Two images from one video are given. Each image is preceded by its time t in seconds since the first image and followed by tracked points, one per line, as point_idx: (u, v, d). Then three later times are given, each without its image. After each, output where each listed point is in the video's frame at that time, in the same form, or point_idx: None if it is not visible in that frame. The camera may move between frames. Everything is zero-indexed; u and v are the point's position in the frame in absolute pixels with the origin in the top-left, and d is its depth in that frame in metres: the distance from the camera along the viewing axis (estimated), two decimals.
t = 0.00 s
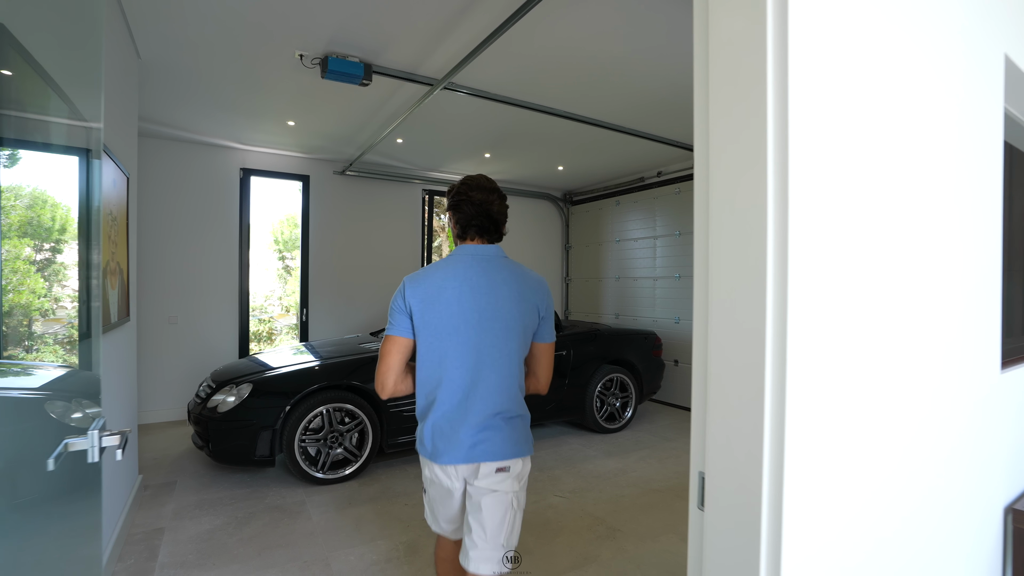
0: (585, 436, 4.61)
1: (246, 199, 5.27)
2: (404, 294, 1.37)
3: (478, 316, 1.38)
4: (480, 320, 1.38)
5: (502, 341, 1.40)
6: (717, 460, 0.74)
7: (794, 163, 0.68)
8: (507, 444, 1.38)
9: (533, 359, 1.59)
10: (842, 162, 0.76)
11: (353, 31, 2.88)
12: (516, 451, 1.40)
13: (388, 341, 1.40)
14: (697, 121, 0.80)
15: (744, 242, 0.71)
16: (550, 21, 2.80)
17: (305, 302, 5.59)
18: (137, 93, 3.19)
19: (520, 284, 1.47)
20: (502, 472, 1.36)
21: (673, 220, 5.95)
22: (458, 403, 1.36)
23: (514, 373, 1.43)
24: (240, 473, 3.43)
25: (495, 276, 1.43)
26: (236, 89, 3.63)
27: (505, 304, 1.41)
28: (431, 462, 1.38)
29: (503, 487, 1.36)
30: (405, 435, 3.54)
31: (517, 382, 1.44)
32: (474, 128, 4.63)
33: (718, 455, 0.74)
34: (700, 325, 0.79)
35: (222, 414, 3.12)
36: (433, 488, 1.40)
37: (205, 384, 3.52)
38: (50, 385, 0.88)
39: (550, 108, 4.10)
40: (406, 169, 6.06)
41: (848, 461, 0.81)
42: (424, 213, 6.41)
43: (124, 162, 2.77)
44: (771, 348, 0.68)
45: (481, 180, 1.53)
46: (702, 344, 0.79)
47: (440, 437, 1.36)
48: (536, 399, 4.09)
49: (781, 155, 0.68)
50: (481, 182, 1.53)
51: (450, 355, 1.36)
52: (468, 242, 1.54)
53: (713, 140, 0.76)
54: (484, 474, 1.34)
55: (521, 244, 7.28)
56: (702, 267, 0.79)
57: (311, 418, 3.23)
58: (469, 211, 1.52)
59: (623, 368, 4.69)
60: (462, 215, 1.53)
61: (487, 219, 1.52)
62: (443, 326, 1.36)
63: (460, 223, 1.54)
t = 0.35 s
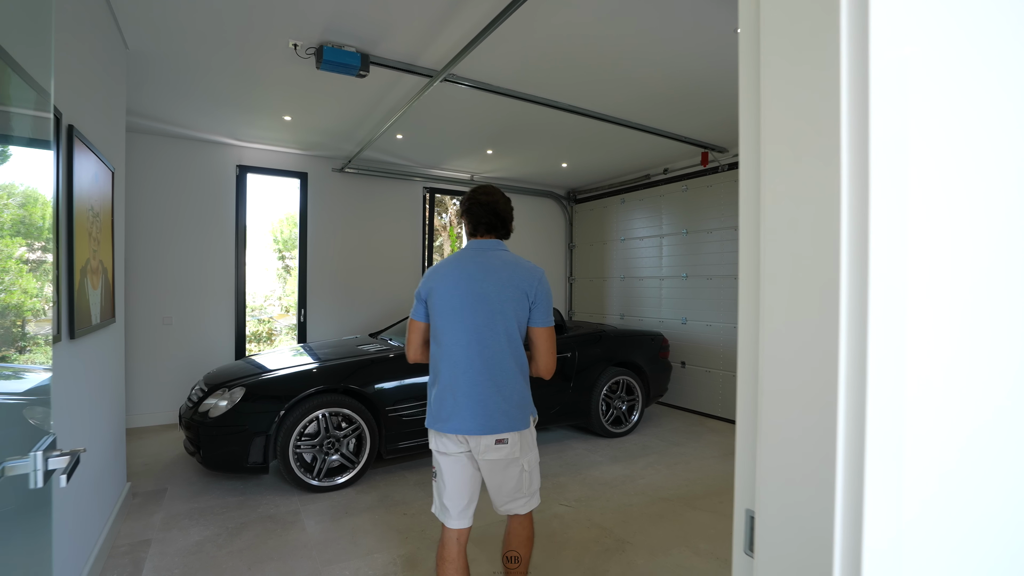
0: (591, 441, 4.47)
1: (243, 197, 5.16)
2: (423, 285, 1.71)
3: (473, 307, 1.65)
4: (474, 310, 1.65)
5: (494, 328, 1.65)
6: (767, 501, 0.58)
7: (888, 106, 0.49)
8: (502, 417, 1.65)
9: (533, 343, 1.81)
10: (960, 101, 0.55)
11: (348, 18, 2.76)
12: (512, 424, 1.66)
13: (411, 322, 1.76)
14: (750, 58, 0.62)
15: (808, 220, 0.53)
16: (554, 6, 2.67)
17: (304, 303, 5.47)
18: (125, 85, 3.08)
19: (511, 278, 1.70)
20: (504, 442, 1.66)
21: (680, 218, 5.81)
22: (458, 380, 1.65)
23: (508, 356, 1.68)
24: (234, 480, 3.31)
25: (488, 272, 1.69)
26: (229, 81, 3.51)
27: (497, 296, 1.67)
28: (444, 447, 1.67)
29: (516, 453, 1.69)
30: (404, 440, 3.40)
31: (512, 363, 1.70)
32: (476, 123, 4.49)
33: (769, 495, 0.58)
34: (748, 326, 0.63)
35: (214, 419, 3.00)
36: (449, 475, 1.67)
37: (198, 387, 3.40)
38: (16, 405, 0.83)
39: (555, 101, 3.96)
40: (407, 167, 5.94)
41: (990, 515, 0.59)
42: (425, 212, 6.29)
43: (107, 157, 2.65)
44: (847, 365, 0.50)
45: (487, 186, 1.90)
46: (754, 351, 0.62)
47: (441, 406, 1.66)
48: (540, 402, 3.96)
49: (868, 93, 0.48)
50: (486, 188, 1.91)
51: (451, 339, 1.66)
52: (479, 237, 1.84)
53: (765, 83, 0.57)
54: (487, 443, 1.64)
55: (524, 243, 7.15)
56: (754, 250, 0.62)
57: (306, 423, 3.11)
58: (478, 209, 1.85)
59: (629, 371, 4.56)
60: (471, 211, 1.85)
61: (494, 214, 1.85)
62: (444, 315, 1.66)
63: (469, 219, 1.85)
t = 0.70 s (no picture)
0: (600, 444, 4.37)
1: (247, 196, 5.10)
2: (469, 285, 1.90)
3: (507, 308, 1.82)
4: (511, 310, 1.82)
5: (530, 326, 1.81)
6: (835, 529, 0.48)
7: (997, 53, 0.39)
8: (536, 407, 1.81)
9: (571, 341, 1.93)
10: None
11: (352, 10, 2.68)
12: (546, 412, 1.83)
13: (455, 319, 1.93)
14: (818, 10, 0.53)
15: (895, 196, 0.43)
16: None
17: (308, 303, 5.40)
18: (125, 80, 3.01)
19: (548, 280, 1.85)
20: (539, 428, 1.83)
21: (690, 217, 5.69)
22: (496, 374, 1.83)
23: (543, 352, 1.84)
24: (236, 484, 3.24)
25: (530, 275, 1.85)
26: (231, 76, 3.44)
27: (535, 297, 1.82)
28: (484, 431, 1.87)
29: (548, 439, 1.86)
30: (409, 444, 3.32)
31: (547, 358, 1.85)
32: (483, 119, 4.41)
33: (839, 523, 0.48)
34: (814, 322, 0.53)
35: (215, 422, 2.93)
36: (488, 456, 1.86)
37: (200, 388, 3.33)
38: None
39: (564, 97, 3.87)
40: (412, 165, 5.87)
41: None
42: (431, 211, 6.21)
43: (107, 153, 2.59)
44: (948, 372, 0.40)
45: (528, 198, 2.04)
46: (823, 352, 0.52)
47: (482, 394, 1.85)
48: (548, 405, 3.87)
49: (974, 35, 0.39)
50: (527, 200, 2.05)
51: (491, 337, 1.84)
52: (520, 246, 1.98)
53: (836, 34, 0.47)
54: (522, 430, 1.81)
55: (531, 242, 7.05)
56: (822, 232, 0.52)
57: (309, 426, 3.03)
58: (519, 219, 1.99)
59: (640, 372, 4.46)
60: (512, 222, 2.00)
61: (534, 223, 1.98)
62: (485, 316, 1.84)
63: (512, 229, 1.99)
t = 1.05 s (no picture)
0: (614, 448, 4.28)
1: (256, 195, 5.07)
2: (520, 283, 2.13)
3: (556, 304, 2.06)
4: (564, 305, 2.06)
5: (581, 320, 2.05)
6: (944, 502, 0.48)
7: None
8: (585, 392, 2.04)
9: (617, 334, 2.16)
10: None
11: (361, 3, 2.61)
12: (592, 398, 2.06)
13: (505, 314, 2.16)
14: None
15: None
16: None
17: (318, 303, 5.36)
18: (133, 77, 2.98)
19: (599, 278, 2.08)
20: (584, 413, 2.05)
21: (705, 215, 5.57)
22: (549, 361, 2.08)
23: (592, 343, 2.07)
24: (245, 486, 3.20)
25: (583, 273, 2.08)
26: (241, 73, 3.40)
27: (586, 294, 2.06)
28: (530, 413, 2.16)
29: (586, 427, 2.05)
30: (420, 447, 3.25)
31: (596, 348, 2.08)
32: (494, 117, 4.34)
33: (949, 496, 0.48)
34: (917, 295, 0.52)
35: (223, 424, 2.88)
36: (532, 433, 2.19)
37: (209, 389, 3.29)
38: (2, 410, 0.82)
39: (578, 92, 3.78)
40: (423, 164, 5.81)
41: None
42: (441, 210, 6.15)
43: (115, 150, 2.55)
44: None
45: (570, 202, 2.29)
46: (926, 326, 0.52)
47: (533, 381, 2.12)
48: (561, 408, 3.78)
49: None
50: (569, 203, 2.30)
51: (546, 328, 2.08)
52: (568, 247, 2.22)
53: (937, 11, 0.49)
54: (571, 412, 2.04)
55: (541, 242, 6.97)
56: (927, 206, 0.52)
57: (319, 429, 2.97)
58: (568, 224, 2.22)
59: (655, 375, 4.36)
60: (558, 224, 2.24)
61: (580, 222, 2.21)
62: (540, 309, 2.08)
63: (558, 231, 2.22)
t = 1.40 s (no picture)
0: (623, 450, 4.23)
1: (262, 195, 5.06)
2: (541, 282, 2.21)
3: (576, 300, 2.11)
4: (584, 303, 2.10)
5: (601, 318, 2.08)
6: None
7: None
8: (609, 384, 2.04)
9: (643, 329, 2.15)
10: None
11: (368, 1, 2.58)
12: (617, 390, 2.05)
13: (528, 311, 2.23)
14: (998, 5, 0.61)
15: None
16: None
17: (324, 304, 5.34)
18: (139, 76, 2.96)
19: (618, 275, 2.12)
20: (608, 405, 2.04)
21: (714, 215, 5.51)
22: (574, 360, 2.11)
23: (614, 336, 2.08)
24: (251, 489, 3.17)
25: (603, 274, 2.12)
26: (247, 73, 3.38)
27: (605, 288, 2.10)
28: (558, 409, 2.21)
29: (609, 417, 2.04)
30: (427, 449, 3.21)
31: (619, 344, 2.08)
32: (502, 116, 4.30)
33: None
34: (1006, 309, 0.60)
35: (229, 426, 2.85)
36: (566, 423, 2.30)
37: (214, 390, 3.27)
38: None
39: (586, 91, 3.74)
40: (429, 163, 5.78)
41: None
42: (448, 210, 6.11)
43: (120, 150, 2.53)
44: None
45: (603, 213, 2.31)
46: (1006, 296, 0.60)
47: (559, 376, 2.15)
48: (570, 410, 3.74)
49: None
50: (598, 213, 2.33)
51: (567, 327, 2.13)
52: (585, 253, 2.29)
53: None
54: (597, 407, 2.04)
55: (548, 242, 6.92)
56: (1010, 190, 0.60)
57: (325, 431, 2.94)
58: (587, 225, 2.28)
59: (664, 376, 4.30)
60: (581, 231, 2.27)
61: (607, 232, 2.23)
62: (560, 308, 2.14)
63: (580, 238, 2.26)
